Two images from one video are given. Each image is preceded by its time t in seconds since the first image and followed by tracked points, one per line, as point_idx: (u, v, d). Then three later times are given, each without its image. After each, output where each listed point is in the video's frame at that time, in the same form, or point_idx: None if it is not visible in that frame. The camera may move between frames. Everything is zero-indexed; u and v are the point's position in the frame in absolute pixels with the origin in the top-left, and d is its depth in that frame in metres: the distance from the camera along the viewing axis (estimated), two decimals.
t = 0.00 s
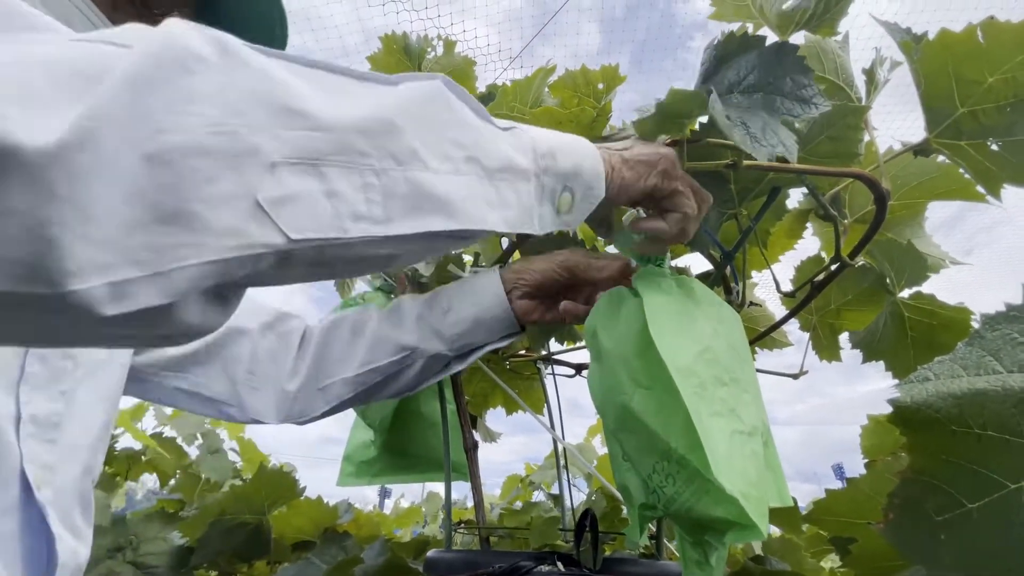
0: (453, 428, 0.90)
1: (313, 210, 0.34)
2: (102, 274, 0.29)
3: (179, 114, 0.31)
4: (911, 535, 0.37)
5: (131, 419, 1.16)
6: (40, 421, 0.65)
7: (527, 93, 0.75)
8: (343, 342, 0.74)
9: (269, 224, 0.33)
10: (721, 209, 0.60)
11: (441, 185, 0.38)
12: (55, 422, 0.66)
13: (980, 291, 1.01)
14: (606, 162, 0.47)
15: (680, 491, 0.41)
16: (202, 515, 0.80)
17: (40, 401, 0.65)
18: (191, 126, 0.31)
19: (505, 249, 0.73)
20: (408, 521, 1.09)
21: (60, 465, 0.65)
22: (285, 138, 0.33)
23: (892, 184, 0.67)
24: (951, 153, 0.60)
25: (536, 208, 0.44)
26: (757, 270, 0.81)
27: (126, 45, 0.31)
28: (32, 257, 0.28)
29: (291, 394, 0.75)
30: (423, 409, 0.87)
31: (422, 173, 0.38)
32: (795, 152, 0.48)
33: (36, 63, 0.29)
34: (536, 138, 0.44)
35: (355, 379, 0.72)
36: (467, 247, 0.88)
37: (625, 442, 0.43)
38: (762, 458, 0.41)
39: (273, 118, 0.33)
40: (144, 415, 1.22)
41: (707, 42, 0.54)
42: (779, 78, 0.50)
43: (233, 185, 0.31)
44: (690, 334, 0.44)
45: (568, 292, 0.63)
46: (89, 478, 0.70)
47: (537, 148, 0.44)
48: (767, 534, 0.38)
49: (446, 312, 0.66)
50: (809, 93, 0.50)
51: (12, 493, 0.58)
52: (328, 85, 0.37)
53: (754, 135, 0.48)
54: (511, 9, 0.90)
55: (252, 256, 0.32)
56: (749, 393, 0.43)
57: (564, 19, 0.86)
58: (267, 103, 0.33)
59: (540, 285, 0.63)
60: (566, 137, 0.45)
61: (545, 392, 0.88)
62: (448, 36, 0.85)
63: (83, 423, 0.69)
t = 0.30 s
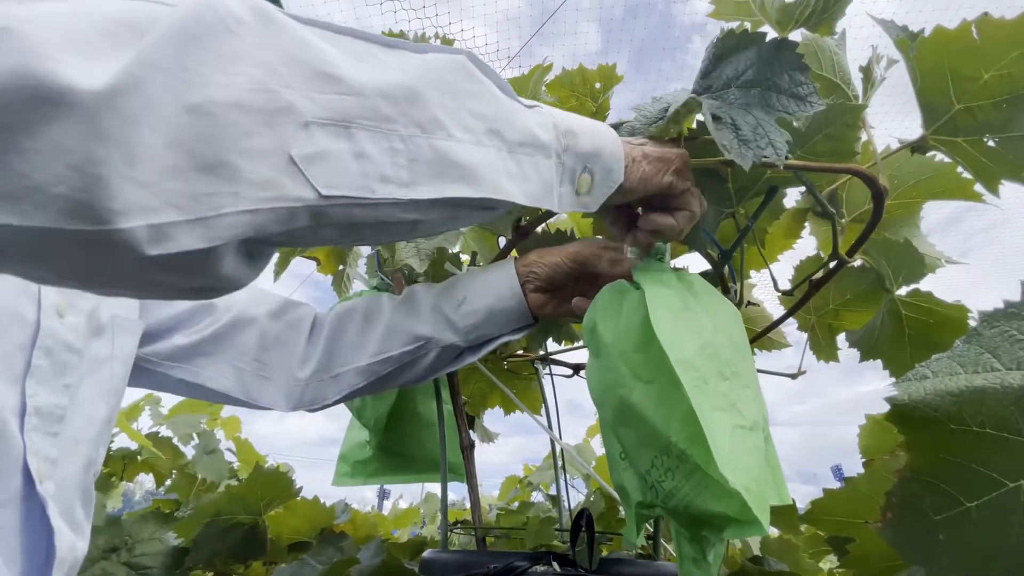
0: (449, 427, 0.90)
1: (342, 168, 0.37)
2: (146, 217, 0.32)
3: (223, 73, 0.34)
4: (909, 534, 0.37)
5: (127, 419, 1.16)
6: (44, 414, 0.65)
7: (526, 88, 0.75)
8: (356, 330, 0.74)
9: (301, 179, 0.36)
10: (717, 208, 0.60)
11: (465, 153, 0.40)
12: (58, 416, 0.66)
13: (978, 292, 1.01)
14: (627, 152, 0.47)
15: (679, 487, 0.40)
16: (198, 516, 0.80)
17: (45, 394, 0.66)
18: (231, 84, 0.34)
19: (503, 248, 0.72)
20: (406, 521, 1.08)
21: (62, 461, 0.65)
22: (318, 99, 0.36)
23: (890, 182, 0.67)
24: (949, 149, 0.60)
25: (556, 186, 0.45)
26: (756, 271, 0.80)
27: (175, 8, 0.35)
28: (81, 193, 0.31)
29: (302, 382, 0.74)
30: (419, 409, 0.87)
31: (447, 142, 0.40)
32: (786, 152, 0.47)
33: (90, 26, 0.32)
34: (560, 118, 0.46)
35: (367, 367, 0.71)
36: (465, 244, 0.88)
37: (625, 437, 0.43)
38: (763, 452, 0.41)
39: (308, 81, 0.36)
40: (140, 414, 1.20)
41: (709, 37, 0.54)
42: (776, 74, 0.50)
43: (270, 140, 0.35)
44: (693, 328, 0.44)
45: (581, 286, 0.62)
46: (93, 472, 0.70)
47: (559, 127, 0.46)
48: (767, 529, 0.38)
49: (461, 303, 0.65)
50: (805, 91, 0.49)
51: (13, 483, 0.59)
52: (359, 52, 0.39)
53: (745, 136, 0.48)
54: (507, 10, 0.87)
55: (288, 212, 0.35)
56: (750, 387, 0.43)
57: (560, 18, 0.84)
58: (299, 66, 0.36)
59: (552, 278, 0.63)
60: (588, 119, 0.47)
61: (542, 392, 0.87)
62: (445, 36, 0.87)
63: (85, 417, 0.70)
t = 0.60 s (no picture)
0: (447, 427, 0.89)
1: (342, 131, 0.37)
2: (147, 177, 0.32)
3: (223, 36, 0.33)
4: (909, 535, 0.36)
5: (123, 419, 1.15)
6: (50, 411, 0.64)
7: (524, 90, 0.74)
8: (370, 316, 0.74)
9: (302, 143, 0.35)
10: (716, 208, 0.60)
11: (472, 121, 0.40)
12: (64, 412, 0.65)
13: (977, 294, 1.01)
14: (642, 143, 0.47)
15: (675, 485, 0.40)
16: (194, 516, 0.79)
17: (51, 391, 0.65)
18: (233, 48, 0.33)
19: (501, 248, 0.71)
20: (404, 523, 1.08)
21: (66, 455, 0.64)
22: (317, 64, 0.36)
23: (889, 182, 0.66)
24: (947, 150, 0.59)
25: (568, 161, 0.45)
26: (755, 271, 0.80)
27: None
28: (82, 152, 0.30)
29: (316, 362, 0.74)
30: (419, 410, 0.86)
31: (452, 109, 0.40)
32: (786, 148, 0.47)
33: None
34: (573, 93, 0.46)
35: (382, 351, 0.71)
36: (463, 241, 0.88)
37: (620, 436, 0.42)
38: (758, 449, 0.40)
39: (308, 47, 0.36)
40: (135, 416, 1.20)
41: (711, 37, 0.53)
42: (778, 73, 0.50)
43: (271, 105, 0.34)
44: (687, 325, 0.43)
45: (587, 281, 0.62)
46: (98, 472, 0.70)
47: (572, 102, 0.45)
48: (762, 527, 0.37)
49: (476, 292, 0.66)
50: (808, 89, 0.49)
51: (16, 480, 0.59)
52: (363, 21, 0.39)
53: (748, 130, 0.48)
54: (509, 10, 0.89)
55: (292, 178, 0.35)
56: (746, 384, 0.43)
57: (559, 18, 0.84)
58: (300, 31, 0.36)
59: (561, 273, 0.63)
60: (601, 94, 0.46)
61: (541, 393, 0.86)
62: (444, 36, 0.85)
63: (91, 412, 0.69)
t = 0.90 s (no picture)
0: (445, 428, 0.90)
1: (300, 225, 0.33)
2: (79, 276, 0.28)
3: (176, 122, 0.30)
4: (907, 535, 0.36)
5: (121, 419, 1.14)
6: (43, 421, 0.63)
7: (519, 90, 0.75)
8: (367, 318, 0.74)
9: (249, 235, 0.32)
10: (714, 209, 0.60)
11: (444, 204, 0.37)
12: (58, 421, 0.64)
13: (976, 295, 1.01)
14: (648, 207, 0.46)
15: (646, 488, 0.40)
16: (192, 516, 0.79)
17: (45, 401, 0.63)
18: (184, 134, 0.30)
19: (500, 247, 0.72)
20: (402, 524, 1.07)
21: (60, 464, 0.64)
22: (278, 149, 0.32)
23: (888, 180, 0.67)
24: (949, 149, 0.60)
25: (559, 232, 0.43)
26: (752, 270, 0.79)
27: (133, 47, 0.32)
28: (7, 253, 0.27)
29: (313, 364, 0.75)
30: (416, 411, 0.86)
31: (427, 190, 0.36)
32: (785, 151, 0.47)
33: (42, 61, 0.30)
34: (571, 157, 0.43)
35: (377, 354, 0.71)
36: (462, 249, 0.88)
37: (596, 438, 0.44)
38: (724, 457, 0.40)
39: (269, 129, 0.32)
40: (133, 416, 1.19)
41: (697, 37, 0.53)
42: (769, 78, 0.50)
43: (221, 195, 0.31)
44: (660, 332, 0.44)
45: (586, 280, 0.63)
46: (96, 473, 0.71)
47: (569, 167, 0.43)
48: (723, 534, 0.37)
49: (473, 294, 0.68)
50: (798, 94, 0.49)
51: (11, 488, 0.58)
52: (338, 92, 0.36)
53: (744, 137, 0.48)
54: (507, 12, 0.88)
55: (230, 270, 0.31)
56: (719, 393, 0.43)
57: (559, 20, 0.85)
58: (264, 113, 0.32)
59: (557, 274, 0.65)
60: (602, 158, 0.44)
61: (540, 393, 0.86)
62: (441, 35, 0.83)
63: (86, 422, 0.69)
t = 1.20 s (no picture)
0: (445, 426, 0.89)
1: (305, 253, 0.31)
2: (89, 309, 0.26)
3: (183, 149, 0.28)
4: (911, 529, 0.36)
5: (118, 417, 1.14)
6: (34, 422, 0.61)
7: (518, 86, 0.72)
8: (362, 315, 0.73)
9: (255, 266, 0.30)
10: (714, 204, 0.60)
11: (448, 225, 0.35)
12: (49, 422, 0.63)
13: (976, 294, 1.01)
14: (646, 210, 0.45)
15: (644, 482, 0.41)
16: (190, 515, 0.78)
17: (36, 402, 0.62)
18: (187, 163, 0.28)
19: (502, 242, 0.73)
20: (401, 524, 1.07)
21: (54, 465, 0.63)
22: (282, 176, 0.30)
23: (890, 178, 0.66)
24: (951, 146, 0.59)
25: (559, 245, 0.41)
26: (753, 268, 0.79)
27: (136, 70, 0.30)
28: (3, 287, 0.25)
29: (307, 361, 0.74)
30: (414, 408, 0.86)
31: (431, 214, 0.35)
32: (781, 139, 0.47)
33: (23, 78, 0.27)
34: (573, 169, 0.42)
35: (372, 350, 0.71)
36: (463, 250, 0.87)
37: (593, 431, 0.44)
38: (721, 450, 0.39)
39: (272, 156, 0.30)
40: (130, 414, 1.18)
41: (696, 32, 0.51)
42: (768, 72, 0.49)
43: (226, 225, 0.29)
44: (656, 325, 0.44)
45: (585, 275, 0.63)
46: (88, 472, 0.71)
47: (571, 181, 0.42)
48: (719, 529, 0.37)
49: (469, 291, 0.68)
50: (799, 88, 0.49)
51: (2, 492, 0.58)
52: (342, 111, 0.34)
53: (739, 122, 0.48)
54: (508, 12, 0.88)
55: (235, 300, 0.29)
56: (715, 385, 0.42)
57: (559, 17, 0.84)
58: (266, 137, 0.30)
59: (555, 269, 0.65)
60: (602, 170, 0.43)
61: (540, 392, 0.86)
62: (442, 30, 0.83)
63: (78, 420, 0.68)
